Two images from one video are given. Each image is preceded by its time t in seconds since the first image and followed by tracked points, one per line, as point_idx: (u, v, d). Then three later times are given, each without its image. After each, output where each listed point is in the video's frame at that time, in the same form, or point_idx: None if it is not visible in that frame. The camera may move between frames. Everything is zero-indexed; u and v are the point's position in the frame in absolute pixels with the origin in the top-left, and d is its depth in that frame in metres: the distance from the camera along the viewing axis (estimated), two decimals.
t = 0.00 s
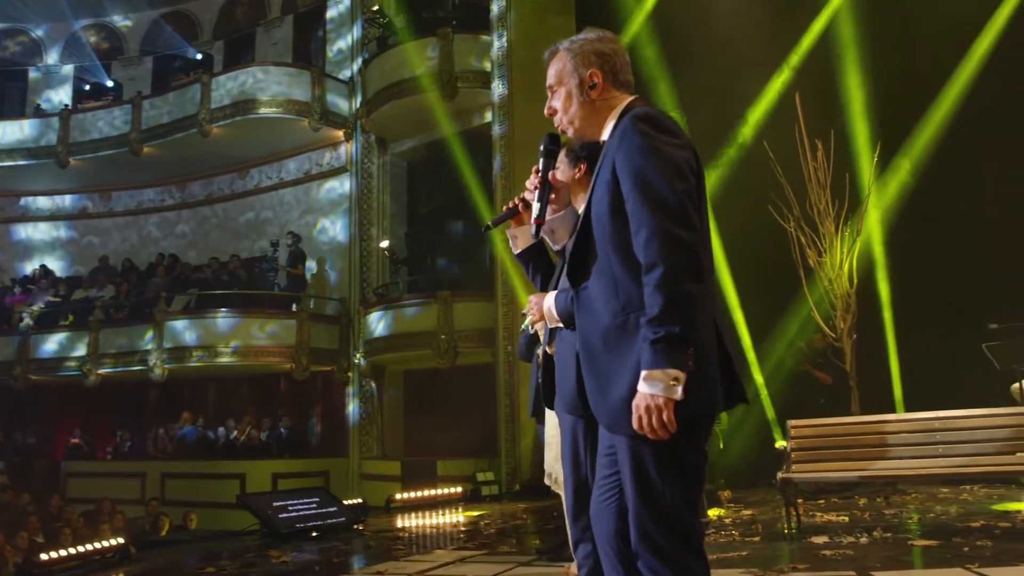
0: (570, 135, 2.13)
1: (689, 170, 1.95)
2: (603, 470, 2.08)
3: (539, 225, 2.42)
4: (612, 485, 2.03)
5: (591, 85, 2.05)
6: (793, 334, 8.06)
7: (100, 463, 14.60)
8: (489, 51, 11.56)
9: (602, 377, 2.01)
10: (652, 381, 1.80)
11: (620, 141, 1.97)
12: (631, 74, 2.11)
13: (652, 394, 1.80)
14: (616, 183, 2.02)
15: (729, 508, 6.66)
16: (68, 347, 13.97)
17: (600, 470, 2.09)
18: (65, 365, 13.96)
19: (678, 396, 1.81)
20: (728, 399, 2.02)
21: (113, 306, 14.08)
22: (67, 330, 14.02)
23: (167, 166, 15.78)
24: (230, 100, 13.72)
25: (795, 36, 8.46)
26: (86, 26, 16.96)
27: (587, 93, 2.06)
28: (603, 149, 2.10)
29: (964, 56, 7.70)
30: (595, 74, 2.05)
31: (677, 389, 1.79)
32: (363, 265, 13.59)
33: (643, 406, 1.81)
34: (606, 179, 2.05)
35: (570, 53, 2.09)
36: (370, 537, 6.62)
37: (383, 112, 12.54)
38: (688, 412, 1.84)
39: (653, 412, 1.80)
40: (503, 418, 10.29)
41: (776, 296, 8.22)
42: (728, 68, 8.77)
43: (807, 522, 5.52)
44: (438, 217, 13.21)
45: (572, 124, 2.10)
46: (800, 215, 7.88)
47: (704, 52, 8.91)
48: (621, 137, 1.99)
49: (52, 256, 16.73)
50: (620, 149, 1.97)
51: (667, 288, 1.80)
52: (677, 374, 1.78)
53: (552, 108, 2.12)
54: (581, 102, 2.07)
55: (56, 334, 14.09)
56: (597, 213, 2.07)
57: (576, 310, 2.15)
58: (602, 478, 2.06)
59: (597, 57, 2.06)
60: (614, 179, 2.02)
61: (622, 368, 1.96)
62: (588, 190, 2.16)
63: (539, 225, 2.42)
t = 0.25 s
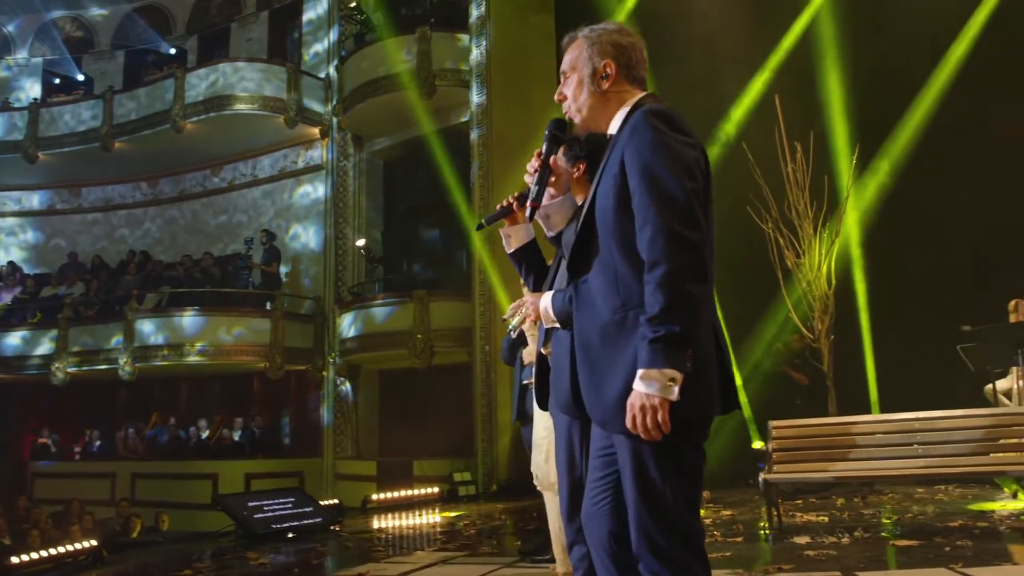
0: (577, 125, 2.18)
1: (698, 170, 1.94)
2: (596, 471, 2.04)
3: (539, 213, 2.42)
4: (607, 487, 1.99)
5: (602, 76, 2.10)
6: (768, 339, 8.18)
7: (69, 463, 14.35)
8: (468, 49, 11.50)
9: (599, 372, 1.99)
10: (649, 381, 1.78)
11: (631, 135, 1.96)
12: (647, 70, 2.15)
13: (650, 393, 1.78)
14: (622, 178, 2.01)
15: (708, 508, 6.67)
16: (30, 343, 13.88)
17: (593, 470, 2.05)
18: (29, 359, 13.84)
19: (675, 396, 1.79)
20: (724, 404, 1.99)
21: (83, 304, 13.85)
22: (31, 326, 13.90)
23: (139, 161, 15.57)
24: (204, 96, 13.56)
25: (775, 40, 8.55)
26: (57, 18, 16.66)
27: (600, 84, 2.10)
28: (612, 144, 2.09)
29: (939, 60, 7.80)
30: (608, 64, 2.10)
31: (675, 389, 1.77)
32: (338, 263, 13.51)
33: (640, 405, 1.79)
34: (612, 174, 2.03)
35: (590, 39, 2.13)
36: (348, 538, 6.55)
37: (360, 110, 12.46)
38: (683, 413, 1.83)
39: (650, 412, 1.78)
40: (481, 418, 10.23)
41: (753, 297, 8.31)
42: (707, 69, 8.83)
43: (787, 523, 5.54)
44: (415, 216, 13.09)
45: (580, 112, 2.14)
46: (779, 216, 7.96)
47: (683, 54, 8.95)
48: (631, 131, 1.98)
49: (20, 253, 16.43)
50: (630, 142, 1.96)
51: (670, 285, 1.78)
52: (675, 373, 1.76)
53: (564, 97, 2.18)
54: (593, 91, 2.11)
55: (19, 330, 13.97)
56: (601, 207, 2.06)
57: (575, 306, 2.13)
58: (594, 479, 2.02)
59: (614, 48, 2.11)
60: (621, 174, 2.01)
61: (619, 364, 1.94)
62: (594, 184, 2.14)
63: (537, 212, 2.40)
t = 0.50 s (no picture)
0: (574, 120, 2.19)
1: (695, 168, 1.92)
2: (590, 474, 2.01)
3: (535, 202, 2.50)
4: (601, 488, 1.96)
5: (605, 71, 2.10)
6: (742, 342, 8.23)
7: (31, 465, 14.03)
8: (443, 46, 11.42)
9: (587, 369, 1.97)
10: (641, 378, 1.76)
11: (630, 131, 1.94)
12: (652, 71, 2.14)
13: (642, 392, 1.76)
14: (620, 174, 1.99)
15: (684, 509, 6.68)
16: None
17: (586, 472, 2.02)
18: None
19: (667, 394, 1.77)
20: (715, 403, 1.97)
21: (48, 301, 13.59)
22: None
23: (106, 157, 15.30)
24: (174, 90, 13.37)
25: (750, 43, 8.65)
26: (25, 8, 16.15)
27: (602, 79, 2.11)
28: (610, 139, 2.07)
29: (913, 65, 7.94)
30: (612, 59, 2.11)
31: (667, 387, 1.75)
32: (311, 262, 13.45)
33: (631, 404, 1.77)
34: (609, 171, 2.02)
35: (599, 34, 2.14)
36: (323, 540, 6.48)
37: (333, 107, 12.36)
38: (675, 411, 1.81)
39: (641, 410, 1.76)
40: (455, 418, 10.18)
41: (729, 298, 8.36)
42: (684, 70, 8.87)
43: (763, 523, 5.56)
44: (388, 214, 12.95)
45: (579, 107, 2.15)
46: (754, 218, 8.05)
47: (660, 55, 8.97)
48: (631, 127, 1.96)
49: None
50: (629, 138, 1.94)
51: (665, 282, 1.77)
52: (668, 371, 1.75)
53: (567, 90, 2.19)
54: (595, 85, 2.12)
55: None
56: (596, 203, 2.03)
57: (567, 302, 2.10)
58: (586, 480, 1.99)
59: (621, 44, 2.11)
60: (619, 170, 1.99)
61: (608, 361, 1.92)
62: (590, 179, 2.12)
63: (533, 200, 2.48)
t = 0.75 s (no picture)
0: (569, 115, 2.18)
1: (684, 170, 1.89)
2: (579, 475, 1.96)
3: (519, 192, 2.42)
4: (590, 488, 1.92)
5: (604, 69, 2.09)
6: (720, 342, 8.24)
7: None
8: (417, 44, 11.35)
9: (571, 365, 1.92)
10: (624, 376, 1.73)
11: (620, 131, 1.91)
12: (652, 74, 2.13)
13: (627, 391, 1.73)
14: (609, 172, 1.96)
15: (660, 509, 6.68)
16: None
17: (574, 472, 1.98)
18: None
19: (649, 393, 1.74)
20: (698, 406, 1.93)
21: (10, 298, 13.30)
22: None
23: (71, 151, 15.02)
24: (142, 85, 13.16)
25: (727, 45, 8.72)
26: None
27: (601, 77, 2.10)
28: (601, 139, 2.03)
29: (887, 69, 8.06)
30: (611, 57, 2.09)
31: (649, 385, 1.72)
32: (282, 259, 13.33)
33: (615, 403, 1.74)
34: (598, 171, 1.98)
35: (604, 31, 2.13)
36: (297, 541, 6.39)
37: (305, 104, 12.24)
38: (659, 411, 1.77)
39: (623, 408, 1.73)
40: (428, 417, 10.13)
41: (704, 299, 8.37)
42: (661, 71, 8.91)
43: (740, 523, 5.58)
44: (360, 213, 12.87)
45: (576, 102, 2.13)
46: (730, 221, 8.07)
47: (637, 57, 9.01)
48: (621, 125, 1.93)
49: None
50: (620, 139, 1.90)
51: (652, 281, 1.74)
52: (651, 370, 1.72)
53: (566, 85, 2.18)
54: (592, 83, 2.11)
55: None
56: (584, 200, 1.99)
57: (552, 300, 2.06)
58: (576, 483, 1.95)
59: (622, 44, 2.10)
60: (608, 169, 1.95)
61: (592, 356, 1.89)
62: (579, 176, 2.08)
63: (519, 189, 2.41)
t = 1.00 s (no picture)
0: (563, 109, 2.15)
1: (681, 169, 1.71)
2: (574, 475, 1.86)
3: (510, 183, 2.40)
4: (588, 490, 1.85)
5: (602, 67, 2.07)
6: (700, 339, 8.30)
7: None
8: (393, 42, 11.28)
9: (560, 367, 1.76)
10: (615, 372, 1.54)
11: (618, 128, 1.73)
12: (648, 79, 2.12)
13: (612, 387, 1.54)
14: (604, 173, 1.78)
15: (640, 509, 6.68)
16: None
17: (571, 473, 1.90)
18: None
19: (639, 392, 1.55)
20: (688, 404, 1.80)
21: None
22: None
23: (39, 146, 14.75)
24: (113, 79, 12.97)
25: (704, 47, 8.79)
26: None
27: (597, 75, 2.08)
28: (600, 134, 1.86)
29: (863, 72, 8.17)
30: (610, 56, 2.07)
31: (640, 383, 1.52)
32: (254, 257, 13.18)
33: (603, 399, 1.55)
34: (593, 168, 1.80)
35: (605, 31, 2.11)
36: (273, 542, 6.31)
37: (280, 101, 12.15)
38: (649, 409, 1.66)
39: (617, 405, 1.53)
40: (402, 417, 10.07)
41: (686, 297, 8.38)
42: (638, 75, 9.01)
43: (719, 523, 5.60)
44: (334, 211, 12.80)
45: (570, 97, 2.12)
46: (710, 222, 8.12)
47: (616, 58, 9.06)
48: (617, 124, 1.75)
49: None
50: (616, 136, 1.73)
51: (645, 279, 1.56)
52: (642, 367, 1.53)
53: (561, 79, 2.17)
54: (588, 80, 2.09)
55: None
56: (577, 196, 1.82)
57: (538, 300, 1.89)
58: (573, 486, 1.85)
59: (622, 45, 2.08)
60: (604, 166, 1.78)
61: (581, 357, 1.72)
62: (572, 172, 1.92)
63: (511, 180, 2.39)
